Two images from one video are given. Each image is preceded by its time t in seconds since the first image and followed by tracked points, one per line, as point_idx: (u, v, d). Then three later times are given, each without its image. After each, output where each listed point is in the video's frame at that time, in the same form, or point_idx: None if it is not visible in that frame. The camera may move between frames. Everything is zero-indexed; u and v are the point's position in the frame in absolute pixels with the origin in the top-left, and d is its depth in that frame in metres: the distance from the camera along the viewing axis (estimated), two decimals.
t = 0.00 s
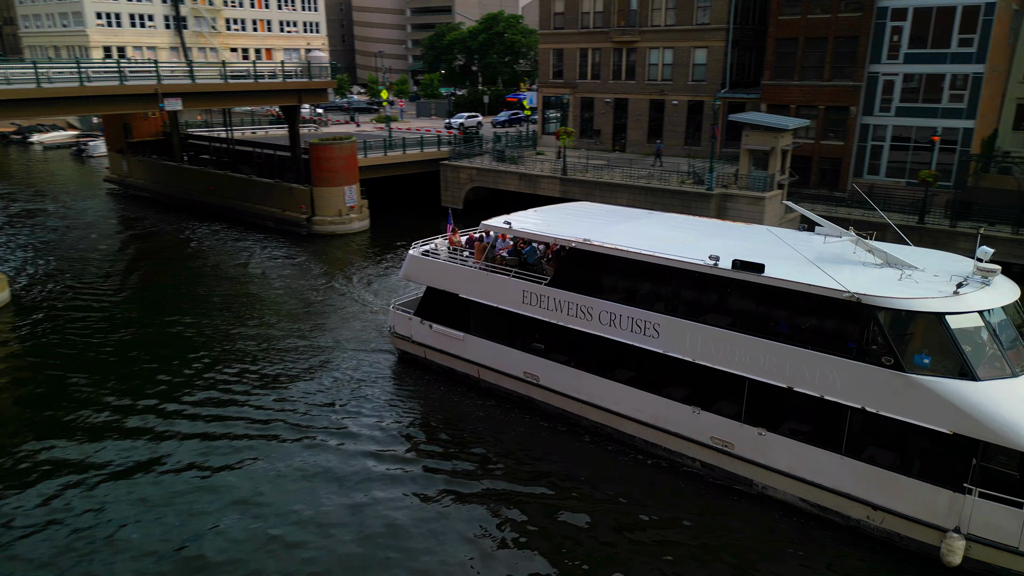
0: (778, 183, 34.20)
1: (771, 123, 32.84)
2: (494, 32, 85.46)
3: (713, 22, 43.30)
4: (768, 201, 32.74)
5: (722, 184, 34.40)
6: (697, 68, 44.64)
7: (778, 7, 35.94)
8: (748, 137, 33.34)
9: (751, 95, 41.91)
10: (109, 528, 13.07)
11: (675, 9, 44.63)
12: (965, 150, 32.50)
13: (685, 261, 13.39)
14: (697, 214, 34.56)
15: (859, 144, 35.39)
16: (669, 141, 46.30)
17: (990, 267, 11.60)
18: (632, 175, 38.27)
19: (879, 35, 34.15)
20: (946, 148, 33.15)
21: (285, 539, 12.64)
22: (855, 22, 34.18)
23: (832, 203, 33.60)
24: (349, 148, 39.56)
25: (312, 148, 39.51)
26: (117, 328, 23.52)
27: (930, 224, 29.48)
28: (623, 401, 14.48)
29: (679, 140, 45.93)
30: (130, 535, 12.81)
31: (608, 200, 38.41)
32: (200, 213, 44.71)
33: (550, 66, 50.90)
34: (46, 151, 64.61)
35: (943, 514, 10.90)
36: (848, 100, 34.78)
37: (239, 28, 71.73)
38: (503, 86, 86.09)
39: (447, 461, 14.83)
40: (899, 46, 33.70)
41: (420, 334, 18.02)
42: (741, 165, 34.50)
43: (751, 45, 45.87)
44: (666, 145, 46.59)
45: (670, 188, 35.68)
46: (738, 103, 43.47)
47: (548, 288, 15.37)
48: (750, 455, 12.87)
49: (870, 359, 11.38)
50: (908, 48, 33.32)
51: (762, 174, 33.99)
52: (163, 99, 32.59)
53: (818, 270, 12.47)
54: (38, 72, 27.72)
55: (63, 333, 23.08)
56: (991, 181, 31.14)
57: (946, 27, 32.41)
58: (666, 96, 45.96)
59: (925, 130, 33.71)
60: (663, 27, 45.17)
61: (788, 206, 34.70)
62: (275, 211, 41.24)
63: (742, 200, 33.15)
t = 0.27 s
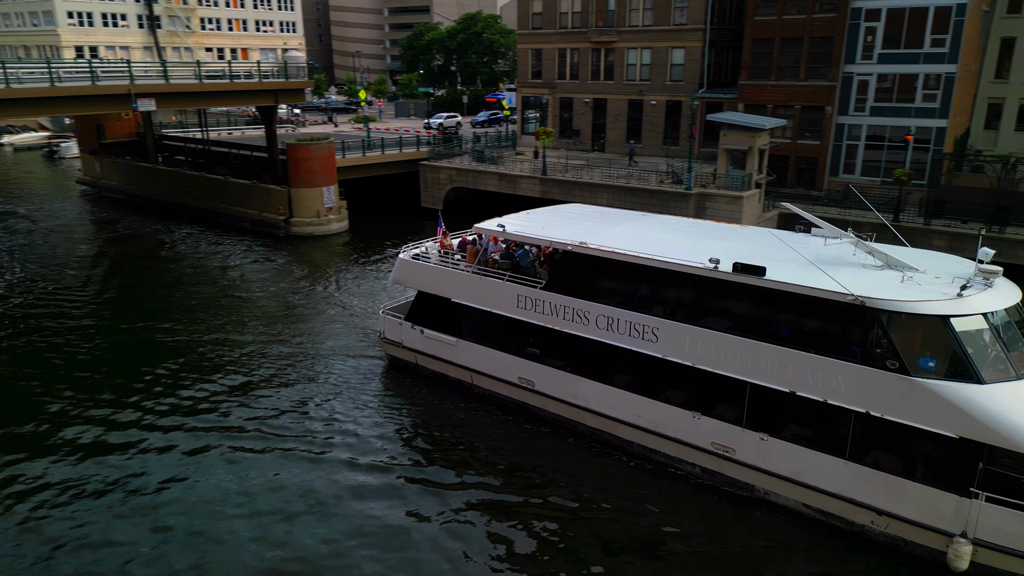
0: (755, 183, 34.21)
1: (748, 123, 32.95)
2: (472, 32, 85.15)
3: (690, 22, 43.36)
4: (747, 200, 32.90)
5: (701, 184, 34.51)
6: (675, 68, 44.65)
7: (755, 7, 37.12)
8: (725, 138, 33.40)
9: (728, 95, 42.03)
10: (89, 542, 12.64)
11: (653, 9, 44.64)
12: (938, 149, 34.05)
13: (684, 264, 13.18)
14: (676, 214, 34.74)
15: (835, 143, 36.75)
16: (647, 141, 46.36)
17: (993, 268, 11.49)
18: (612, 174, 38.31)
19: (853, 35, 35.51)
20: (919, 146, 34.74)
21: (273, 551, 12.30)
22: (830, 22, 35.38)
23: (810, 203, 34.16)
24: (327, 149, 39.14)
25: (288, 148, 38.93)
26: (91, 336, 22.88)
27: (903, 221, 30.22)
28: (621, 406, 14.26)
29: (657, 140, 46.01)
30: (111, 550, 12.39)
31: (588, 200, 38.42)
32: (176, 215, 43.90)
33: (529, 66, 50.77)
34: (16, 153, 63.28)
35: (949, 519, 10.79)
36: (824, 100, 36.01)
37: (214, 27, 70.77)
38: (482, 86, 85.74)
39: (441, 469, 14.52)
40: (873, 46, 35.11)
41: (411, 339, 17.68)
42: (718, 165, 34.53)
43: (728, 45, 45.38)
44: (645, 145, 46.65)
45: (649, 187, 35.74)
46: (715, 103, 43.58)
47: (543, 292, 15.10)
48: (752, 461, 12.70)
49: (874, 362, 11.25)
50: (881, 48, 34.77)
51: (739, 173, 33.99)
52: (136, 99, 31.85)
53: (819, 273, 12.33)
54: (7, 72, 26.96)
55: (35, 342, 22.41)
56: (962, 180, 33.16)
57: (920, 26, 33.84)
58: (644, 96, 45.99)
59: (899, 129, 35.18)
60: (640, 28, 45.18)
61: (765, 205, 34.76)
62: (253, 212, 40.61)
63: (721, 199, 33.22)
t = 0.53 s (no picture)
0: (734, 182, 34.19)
1: (726, 123, 33.07)
2: (451, 32, 84.76)
3: (668, 23, 43.36)
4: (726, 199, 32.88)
5: (680, 183, 34.56)
6: (654, 68, 44.67)
7: (733, 8, 37.59)
8: (703, 138, 33.44)
9: (706, 95, 42.12)
10: (70, 557, 12.26)
11: (631, 10, 44.62)
12: (912, 148, 34.53)
13: (684, 267, 13.01)
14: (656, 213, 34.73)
15: (812, 143, 37.04)
16: (627, 141, 46.35)
17: (995, 270, 11.42)
18: (592, 174, 38.28)
19: (829, 35, 35.85)
20: (894, 146, 35.13)
21: (263, 563, 11.99)
22: (807, 22, 35.81)
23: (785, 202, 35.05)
24: (306, 149, 38.69)
25: (267, 149, 38.52)
26: (68, 342, 22.34)
27: (880, 221, 30.92)
28: (620, 412, 14.06)
29: (637, 140, 46.01)
30: (94, 565, 12.03)
31: (568, 200, 38.33)
32: (152, 216, 43.15)
33: (509, 66, 50.61)
34: None
35: (956, 523, 10.70)
36: (801, 100, 36.42)
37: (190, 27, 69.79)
38: (462, 86, 85.30)
39: (436, 476, 14.25)
40: (848, 47, 35.43)
41: (403, 344, 17.35)
42: (697, 165, 34.60)
43: (706, 46, 45.46)
44: (625, 145, 46.63)
45: (629, 187, 35.73)
46: (694, 103, 43.64)
47: (540, 296, 14.87)
48: (755, 466, 12.56)
49: (879, 366, 11.13)
50: (857, 49, 35.09)
51: (719, 172, 33.78)
52: (110, 99, 31.19)
53: (822, 275, 12.20)
54: None
55: (9, 349, 21.83)
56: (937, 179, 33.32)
57: (894, 27, 34.19)
58: (624, 96, 45.96)
59: (874, 129, 35.53)
60: (619, 28, 45.15)
61: (744, 204, 34.77)
62: (230, 212, 40.04)
63: (699, 199, 33.15)
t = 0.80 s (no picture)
0: (712, 181, 34.20)
1: (704, 123, 33.12)
2: (430, 31, 84.34)
3: (646, 23, 43.35)
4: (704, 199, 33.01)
5: (659, 182, 34.61)
6: (633, 68, 44.65)
7: (711, 8, 37.80)
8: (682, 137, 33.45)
9: (684, 95, 42.17)
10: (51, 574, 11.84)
11: (610, 10, 44.57)
12: (888, 147, 34.79)
13: (684, 270, 12.83)
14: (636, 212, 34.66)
15: (789, 142, 37.40)
16: (607, 141, 46.31)
17: (997, 271, 11.38)
18: (572, 173, 38.22)
19: (805, 35, 36.14)
20: (869, 144, 35.47)
21: None
22: (783, 23, 36.12)
23: (763, 201, 35.59)
24: (284, 150, 38.17)
25: (243, 149, 37.90)
26: (42, 350, 21.77)
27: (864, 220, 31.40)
28: (619, 416, 13.86)
29: (617, 139, 45.98)
30: None
31: (548, 200, 38.22)
32: (127, 219, 42.34)
33: (488, 66, 50.39)
34: None
35: (962, 527, 10.61)
36: (778, 100, 36.73)
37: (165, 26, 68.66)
38: (441, 86, 84.85)
39: (431, 485, 13.97)
40: (824, 47, 35.76)
41: (394, 349, 17.03)
42: (677, 164, 34.62)
43: (684, 46, 45.90)
44: (604, 145, 46.59)
45: (609, 186, 35.71)
46: (672, 103, 43.69)
47: (536, 300, 14.62)
48: (757, 471, 12.40)
49: (884, 369, 11.02)
50: (832, 49, 35.42)
51: (698, 172, 33.86)
52: (83, 99, 30.41)
53: (824, 277, 12.08)
54: None
55: None
56: (911, 177, 34.06)
57: (868, 28, 34.53)
58: (603, 96, 45.90)
59: (850, 128, 35.90)
60: (597, 28, 45.08)
61: (722, 203, 34.83)
62: (207, 213, 39.40)
63: (678, 198, 33.17)
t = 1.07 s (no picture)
0: (692, 181, 34.28)
1: (682, 122, 33.25)
2: (408, 31, 83.83)
3: (625, 23, 43.34)
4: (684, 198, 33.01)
5: (639, 182, 34.71)
6: (612, 68, 44.59)
7: (688, 8, 37.68)
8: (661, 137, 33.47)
9: (663, 95, 42.20)
10: None
11: (588, 10, 44.48)
12: (863, 146, 35.19)
13: (685, 273, 12.68)
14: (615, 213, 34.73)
15: (766, 141, 37.68)
16: (586, 141, 46.24)
17: (999, 271, 11.32)
18: (552, 173, 38.13)
19: (781, 36, 36.42)
20: (845, 144, 35.82)
21: None
22: (759, 24, 36.23)
23: (742, 200, 35.72)
24: (261, 150, 37.66)
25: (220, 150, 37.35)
26: (17, 358, 21.26)
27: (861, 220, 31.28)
28: (618, 421, 13.68)
29: (596, 139, 45.91)
30: None
31: (529, 200, 38.13)
32: (102, 221, 41.59)
33: (467, 66, 50.14)
34: None
35: (969, 531, 10.53)
36: (756, 99, 36.89)
37: (139, 25, 67.51)
38: (420, 86, 84.30)
39: (427, 493, 13.71)
40: (800, 47, 36.07)
41: (387, 355, 16.72)
42: (656, 164, 34.71)
43: (663, 45, 45.05)
44: (584, 144, 46.51)
45: (589, 186, 35.70)
46: (651, 103, 43.72)
47: (532, 303, 14.39)
48: (760, 475, 12.27)
49: (890, 372, 10.92)
50: (807, 49, 35.74)
51: (676, 171, 34.02)
52: (54, 100, 29.88)
53: (826, 279, 11.98)
54: None
55: None
56: (889, 175, 34.80)
57: (844, 28, 34.89)
58: (583, 96, 45.81)
59: (826, 127, 36.26)
60: (576, 28, 45.00)
61: (701, 202, 34.95)
62: (183, 215, 38.67)
63: (658, 197, 33.26)
